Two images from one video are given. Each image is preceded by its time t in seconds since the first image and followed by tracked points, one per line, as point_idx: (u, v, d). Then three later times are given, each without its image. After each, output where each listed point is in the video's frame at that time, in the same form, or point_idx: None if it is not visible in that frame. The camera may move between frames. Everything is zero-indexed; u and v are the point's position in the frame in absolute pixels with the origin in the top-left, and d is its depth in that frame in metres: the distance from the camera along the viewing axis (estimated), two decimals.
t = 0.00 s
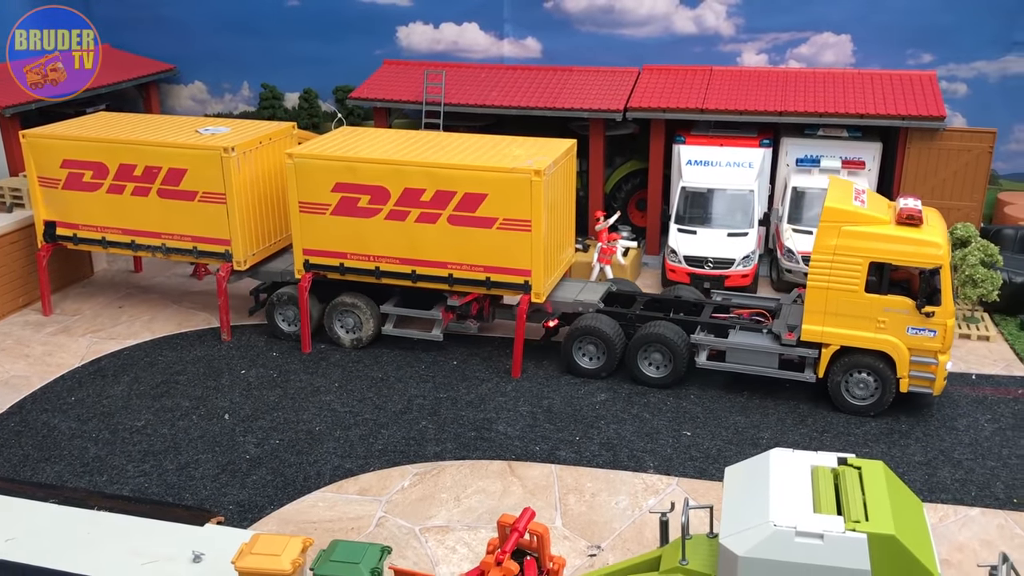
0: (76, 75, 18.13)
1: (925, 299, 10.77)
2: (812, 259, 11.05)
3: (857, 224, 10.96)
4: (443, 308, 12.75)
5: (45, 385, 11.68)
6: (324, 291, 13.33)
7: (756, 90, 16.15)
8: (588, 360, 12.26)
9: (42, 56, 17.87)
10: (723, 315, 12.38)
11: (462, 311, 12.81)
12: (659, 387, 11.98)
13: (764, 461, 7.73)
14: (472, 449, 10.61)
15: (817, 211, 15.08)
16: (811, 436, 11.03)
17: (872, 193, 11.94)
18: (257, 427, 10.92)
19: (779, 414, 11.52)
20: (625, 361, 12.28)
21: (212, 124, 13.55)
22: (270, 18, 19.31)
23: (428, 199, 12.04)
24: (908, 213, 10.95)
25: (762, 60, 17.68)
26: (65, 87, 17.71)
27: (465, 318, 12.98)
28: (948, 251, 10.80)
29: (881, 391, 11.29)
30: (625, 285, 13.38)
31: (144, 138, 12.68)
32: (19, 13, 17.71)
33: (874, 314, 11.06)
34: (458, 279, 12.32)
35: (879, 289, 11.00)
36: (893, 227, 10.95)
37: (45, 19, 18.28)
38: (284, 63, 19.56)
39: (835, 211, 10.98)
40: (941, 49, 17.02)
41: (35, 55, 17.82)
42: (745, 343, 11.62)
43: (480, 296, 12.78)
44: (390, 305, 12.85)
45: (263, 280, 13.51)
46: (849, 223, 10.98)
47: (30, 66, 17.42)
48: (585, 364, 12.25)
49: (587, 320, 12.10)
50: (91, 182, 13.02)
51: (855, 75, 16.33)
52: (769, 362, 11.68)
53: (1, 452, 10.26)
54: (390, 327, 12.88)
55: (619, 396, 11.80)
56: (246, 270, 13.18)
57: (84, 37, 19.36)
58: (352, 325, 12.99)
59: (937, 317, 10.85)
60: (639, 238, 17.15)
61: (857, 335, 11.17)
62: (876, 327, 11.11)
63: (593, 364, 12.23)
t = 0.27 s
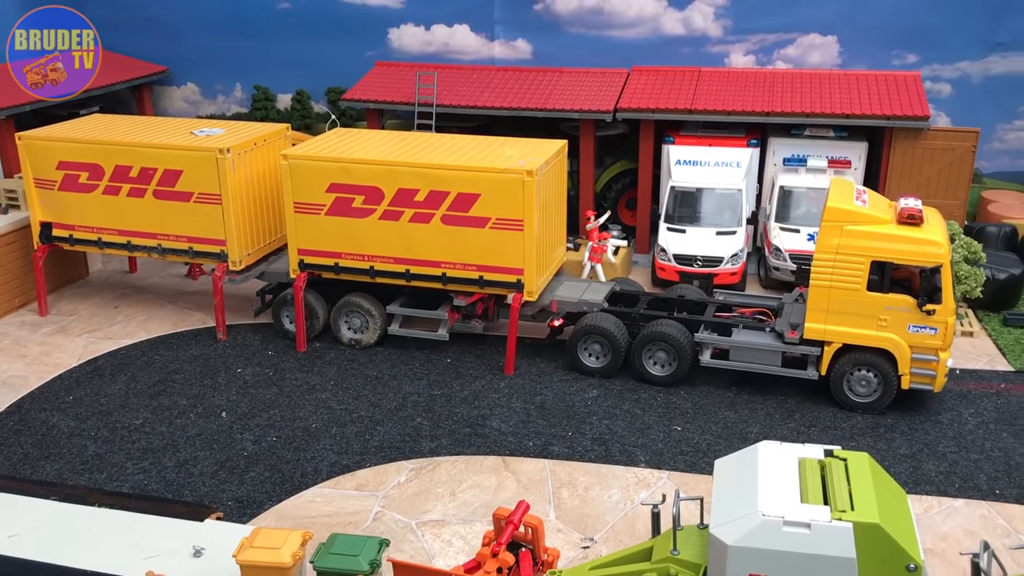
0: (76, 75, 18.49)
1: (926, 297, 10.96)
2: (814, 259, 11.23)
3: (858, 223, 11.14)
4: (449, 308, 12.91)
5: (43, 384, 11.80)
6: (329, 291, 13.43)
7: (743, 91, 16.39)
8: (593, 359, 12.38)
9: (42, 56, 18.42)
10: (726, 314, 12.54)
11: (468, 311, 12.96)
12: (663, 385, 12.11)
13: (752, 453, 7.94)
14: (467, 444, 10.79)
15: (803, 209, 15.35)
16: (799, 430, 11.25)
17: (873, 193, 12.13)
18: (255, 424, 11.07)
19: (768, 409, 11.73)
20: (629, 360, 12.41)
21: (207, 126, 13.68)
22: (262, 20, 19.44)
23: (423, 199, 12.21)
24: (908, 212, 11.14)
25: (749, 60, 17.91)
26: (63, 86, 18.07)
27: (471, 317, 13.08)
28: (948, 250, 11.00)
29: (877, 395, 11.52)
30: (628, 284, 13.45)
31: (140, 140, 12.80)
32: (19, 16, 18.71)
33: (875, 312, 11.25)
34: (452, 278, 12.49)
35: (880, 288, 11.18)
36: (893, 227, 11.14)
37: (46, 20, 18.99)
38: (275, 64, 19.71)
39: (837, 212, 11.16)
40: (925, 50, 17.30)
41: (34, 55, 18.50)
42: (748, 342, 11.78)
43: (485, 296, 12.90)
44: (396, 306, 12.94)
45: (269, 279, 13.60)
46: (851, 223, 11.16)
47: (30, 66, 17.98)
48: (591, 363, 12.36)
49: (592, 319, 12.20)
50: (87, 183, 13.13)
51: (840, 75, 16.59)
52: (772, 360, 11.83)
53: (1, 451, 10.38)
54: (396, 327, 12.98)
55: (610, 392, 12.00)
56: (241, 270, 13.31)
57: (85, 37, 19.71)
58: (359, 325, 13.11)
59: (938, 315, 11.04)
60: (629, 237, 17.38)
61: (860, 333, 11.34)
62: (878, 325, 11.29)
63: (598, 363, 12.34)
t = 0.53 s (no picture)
0: (75, 75, 18.83)
1: (933, 295, 11.08)
2: (823, 258, 11.31)
3: (866, 223, 11.21)
4: (459, 308, 13.00)
5: (43, 384, 11.89)
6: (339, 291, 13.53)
7: (733, 92, 16.60)
8: (603, 358, 12.50)
9: (42, 56, 18.84)
10: (735, 313, 12.67)
11: (478, 310, 13.10)
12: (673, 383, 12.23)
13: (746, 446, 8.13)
14: (465, 441, 10.94)
15: (794, 208, 15.55)
16: (792, 425, 11.45)
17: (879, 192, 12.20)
18: (255, 423, 11.19)
19: (761, 404, 11.92)
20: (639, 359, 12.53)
21: (204, 127, 13.78)
22: (256, 21, 19.54)
23: (420, 199, 12.35)
24: (915, 212, 11.21)
25: (740, 61, 18.12)
26: (64, 86, 18.45)
27: (480, 317, 13.25)
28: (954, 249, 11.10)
29: (873, 398, 11.70)
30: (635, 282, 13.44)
31: (138, 141, 12.89)
32: (20, 16, 19.20)
33: (883, 311, 11.36)
34: (449, 277, 12.63)
35: (888, 287, 11.28)
36: (901, 226, 11.21)
37: (45, 19, 19.33)
38: (268, 65, 19.82)
39: (845, 212, 11.23)
40: (912, 50, 17.54)
41: (34, 55, 18.93)
42: (757, 340, 11.90)
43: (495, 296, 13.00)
44: (406, 306, 13.02)
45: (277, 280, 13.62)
46: (859, 223, 11.23)
47: (29, 66, 18.29)
48: (600, 362, 12.50)
49: (602, 319, 12.28)
50: (86, 185, 13.21)
51: (829, 76, 16.83)
52: (781, 359, 11.97)
53: (3, 450, 10.47)
54: (407, 327, 13.08)
55: (606, 389, 12.17)
56: (239, 269, 13.41)
57: (84, 37, 19.77)
58: (369, 326, 13.25)
59: (945, 313, 11.16)
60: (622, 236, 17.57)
61: (867, 331, 11.45)
62: (885, 323, 11.40)
63: (607, 362, 12.47)
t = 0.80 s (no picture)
0: (75, 75, 18.90)
1: (938, 293, 11.21)
2: (829, 256, 11.45)
3: (872, 222, 11.37)
4: (467, 308, 13.13)
5: (42, 384, 11.95)
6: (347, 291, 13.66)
7: (724, 91, 16.79)
8: (611, 356, 12.60)
9: (42, 56, 18.88)
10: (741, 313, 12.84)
11: (486, 310, 13.25)
12: (681, 382, 12.37)
13: (739, 439, 8.29)
14: (462, 437, 11.07)
15: (784, 206, 15.74)
16: (783, 420, 11.63)
17: (883, 191, 12.37)
18: (254, 420, 11.29)
19: (753, 400, 12.09)
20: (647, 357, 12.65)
21: (200, 128, 13.87)
22: (250, 22, 19.60)
23: (415, 199, 12.47)
24: (920, 211, 11.38)
25: (730, 61, 18.31)
26: (64, 86, 18.50)
27: (487, 317, 13.38)
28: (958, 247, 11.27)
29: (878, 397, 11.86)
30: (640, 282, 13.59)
31: (134, 142, 12.96)
32: (20, 15, 19.17)
33: (889, 308, 11.49)
34: (445, 275, 12.76)
35: (893, 285, 11.43)
36: (906, 225, 11.38)
37: (45, 19, 19.36)
38: (261, 66, 19.90)
39: (851, 210, 11.38)
40: (900, 50, 17.76)
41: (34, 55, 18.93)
42: (763, 338, 12.07)
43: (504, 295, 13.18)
44: (415, 305, 13.14)
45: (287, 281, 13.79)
46: (865, 221, 11.39)
47: (29, 67, 18.33)
48: (608, 360, 12.57)
49: (610, 318, 12.40)
50: (82, 185, 13.28)
51: (818, 76, 17.03)
52: (787, 356, 12.12)
53: (4, 449, 10.54)
54: (415, 326, 13.12)
55: (600, 385, 12.34)
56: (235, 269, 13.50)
57: (84, 37, 19.81)
58: (374, 327, 13.34)
59: (950, 311, 11.30)
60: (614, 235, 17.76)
61: (873, 329, 11.59)
62: (891, 321, 11.54)
63: (614, 360, 12.57)
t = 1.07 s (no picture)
0: (75, 75, 19.14)
1: (942, 291, 11.31)
2: (835, 255, 11.56)
3: (877, 221, 11.47)
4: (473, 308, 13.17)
5: (38, 383, 11.99)
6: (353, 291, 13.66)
7: (713, 91, 16.95)
8: (617, 355, 12.68)
9: (42, 57, 19.26)
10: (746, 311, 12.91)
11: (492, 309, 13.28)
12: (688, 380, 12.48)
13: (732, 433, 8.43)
14: (457, 434, 11.17)
15: (773, 205, 15.92)
16: (775, 415, 11.77)
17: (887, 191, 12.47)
18: (250, 419, 11.36)
19: (744, 395, 12.24)
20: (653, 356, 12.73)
21: (193, 128, 13.91)
22: (241, 23, 19.66)
23: (409, 198, 12.57)
24: (924, 210, 11.49)
25: (719, 61, 18.47)
26: (64, 84, 18.86)
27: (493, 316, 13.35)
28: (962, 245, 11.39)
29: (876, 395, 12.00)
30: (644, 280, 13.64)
31: (128, 142, 13.00)
32: (20, 17, 19.71)
33: (893, 307, 11.60)
34: (439, 274, 12.86)
35: (898, 283, 11.54)
36: (910, 223, 11.49)
37: (45, 19, 19.72)
38: (253, 66, 19.96)
39: (856, 209, 11.48)
40: (887, 50, 17.96)
41: (34, 55, 19.47)
42: (768, 336, 12.14)
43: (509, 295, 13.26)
44: (421, 306, 13.18)
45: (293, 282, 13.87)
46: (869, 221, 11.49)
47: (29, 67, 18.69)
48: (614, 359, 12.67)
49: (616, 317, 12.47)
50: (76, 186, 13.31)
51: (806, 75, 17.22)
52: (793, 354, 12.23)
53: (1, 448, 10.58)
54: (421, 326, 13.23)
55: (594, 382, 12.46)
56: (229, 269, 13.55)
57: (84, 38, 19.86)
58: (378, 327, 13.39)
59: (955, 309, 11.40)
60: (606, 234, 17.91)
61: (878, 327, 11.69)
62: (896, 319, 11.64)
63: (620, 359, 12.64)
